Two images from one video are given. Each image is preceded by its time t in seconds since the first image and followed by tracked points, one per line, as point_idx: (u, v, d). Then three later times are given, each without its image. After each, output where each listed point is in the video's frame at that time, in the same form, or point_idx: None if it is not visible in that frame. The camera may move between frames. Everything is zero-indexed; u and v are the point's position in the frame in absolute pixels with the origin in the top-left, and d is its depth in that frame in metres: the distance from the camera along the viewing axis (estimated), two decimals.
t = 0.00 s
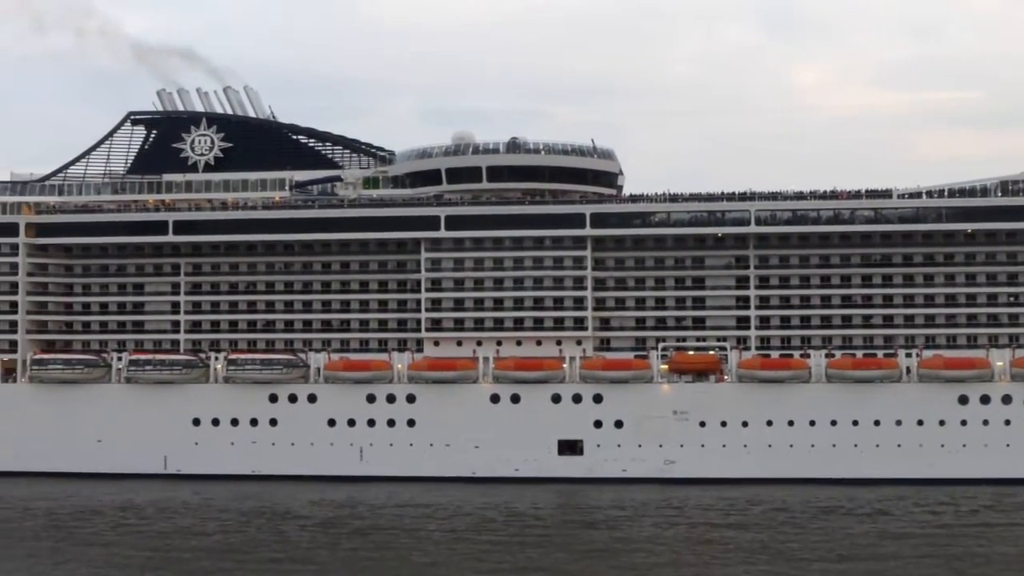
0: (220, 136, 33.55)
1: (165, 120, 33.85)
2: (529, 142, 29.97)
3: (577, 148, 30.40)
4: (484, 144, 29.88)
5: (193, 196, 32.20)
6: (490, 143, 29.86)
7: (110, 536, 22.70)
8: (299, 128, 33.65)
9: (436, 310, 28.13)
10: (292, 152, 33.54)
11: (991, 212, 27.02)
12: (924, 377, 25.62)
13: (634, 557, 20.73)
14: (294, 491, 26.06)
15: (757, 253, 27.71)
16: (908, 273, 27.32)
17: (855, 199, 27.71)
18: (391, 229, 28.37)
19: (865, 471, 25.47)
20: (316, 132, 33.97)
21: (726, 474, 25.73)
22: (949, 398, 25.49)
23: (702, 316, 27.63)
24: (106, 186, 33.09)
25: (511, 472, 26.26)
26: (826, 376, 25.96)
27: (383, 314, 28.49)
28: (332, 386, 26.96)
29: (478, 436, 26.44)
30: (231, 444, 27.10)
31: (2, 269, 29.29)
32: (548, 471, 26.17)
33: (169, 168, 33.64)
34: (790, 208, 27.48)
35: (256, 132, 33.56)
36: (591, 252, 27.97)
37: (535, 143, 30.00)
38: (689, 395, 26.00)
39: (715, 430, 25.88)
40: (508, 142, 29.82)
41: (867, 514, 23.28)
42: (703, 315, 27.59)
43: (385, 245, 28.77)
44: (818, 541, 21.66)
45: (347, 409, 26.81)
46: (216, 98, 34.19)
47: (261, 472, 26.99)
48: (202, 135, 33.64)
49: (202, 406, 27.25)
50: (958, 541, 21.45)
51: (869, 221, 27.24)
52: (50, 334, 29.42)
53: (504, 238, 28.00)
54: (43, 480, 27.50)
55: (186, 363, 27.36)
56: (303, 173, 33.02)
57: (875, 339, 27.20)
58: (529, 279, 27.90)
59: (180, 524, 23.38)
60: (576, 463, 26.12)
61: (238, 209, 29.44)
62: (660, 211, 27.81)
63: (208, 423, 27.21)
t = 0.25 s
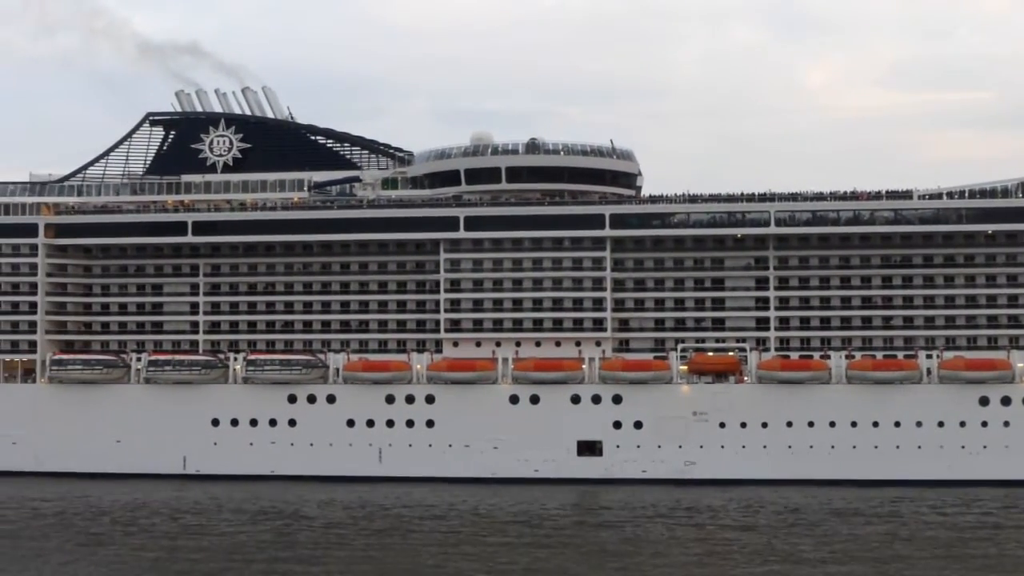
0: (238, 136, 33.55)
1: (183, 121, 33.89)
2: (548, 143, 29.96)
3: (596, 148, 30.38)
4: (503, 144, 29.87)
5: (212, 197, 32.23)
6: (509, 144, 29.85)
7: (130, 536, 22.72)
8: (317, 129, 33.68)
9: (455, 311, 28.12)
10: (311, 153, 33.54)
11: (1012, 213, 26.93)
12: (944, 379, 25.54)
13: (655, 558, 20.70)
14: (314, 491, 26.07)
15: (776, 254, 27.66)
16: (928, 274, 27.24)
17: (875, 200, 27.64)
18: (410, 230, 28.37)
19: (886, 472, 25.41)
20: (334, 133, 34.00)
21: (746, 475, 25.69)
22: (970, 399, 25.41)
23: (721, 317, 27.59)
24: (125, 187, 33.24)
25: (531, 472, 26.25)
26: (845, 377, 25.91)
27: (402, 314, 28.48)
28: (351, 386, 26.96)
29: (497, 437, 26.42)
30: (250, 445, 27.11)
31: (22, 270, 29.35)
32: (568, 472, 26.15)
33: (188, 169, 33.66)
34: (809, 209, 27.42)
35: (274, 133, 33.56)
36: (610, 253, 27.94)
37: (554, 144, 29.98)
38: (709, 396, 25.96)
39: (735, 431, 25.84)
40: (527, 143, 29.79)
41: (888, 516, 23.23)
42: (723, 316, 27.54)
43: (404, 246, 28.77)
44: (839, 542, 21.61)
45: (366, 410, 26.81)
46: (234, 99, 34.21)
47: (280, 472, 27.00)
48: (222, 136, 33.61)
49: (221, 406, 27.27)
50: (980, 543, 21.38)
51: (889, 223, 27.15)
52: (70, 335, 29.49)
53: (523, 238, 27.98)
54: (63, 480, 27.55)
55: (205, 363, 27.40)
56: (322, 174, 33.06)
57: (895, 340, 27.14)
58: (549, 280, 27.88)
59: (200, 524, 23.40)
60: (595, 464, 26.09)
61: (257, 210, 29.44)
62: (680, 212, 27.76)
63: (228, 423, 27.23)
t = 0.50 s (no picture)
0: (254, 138, 33.63)
1: (199, 122, 33.92)
2: (565, 143, 29.94)
3: (613, 148, 30.35)
4: (519, 144, 29.86)
5: (228, 198, 32.25)
6: (526, 144, 29.84)
7: (149, 537, 22.75)
8: (332, 130, 33.69)
9: (472, 311, 28.17)
10: (326, 154, 33.52)
11: None
12: (963, 378, 25.48)
13: (673, 558, 20.68)
14: (332, 492, 26.08)
15: (794, 254, 27.61)
16: (946, 273, 27.17)
17: (893, 199, 27.57)
18: (427, 230, 28.41)
19: (905, 472, 25.35)
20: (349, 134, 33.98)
21: (764, 475, 25.64)
22: (989, 398, 25.34)
23: (739, 316, 27.55)
24: (142, 189, 33.37)
25: (548, 473, 26.25)
26: (863, 376, 25.90)
27: (418, 315, 28.49)
28: (369, 387, 26.98)
29: (515, 437, 26.40)
30: (267, 446, 27.13)
31: (39, 272, 29.39)
32: (586, 472, 26.13)
33: (204, 170, 33.70)
34: (827, 208, 27.37)
35: (290, 134, 33.55)
36: (627, 253, 27.92)
37: (570, 144, 29.96)
38: (727, 396, 25.92)
39: (753, 431, 25.80)
40: (543, 143, 29.78)
41: (907, 515, 23.18)
42: (740, 316, 27.50)
43: (420, 246, 28.78)
44: (858, 542, 21.56)
45: (383, 411, 26.82)
46: (250, 100, 34.22)
47: (298, 473, 27.01)
48: (238, 137, 33.66)
49: (238, 407, 27.28)
50: (1000, 542, 21.33)
51: (907, 221, 27.08)
52: (87, 336, 29.55)
53: (540, 238, 27.97)
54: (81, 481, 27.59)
55: (223, 364, 27.46)
56: (338, 175, 33.06)
57: (914, 340, 27.02)
58: (566, 280, 27.87)
59: (218, 525, 23.42)
60: (613, 464, 26.07)
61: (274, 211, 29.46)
62: (696, 212, 27.73)
63: (245, 424, 27.25)
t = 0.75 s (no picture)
0: (273, 137, 33.61)
1: (218, 122, 33.97)
2: (584, 142, 29.91)
3: (632, 147, 30.30)
4: (538, 143, 29.83)
5: (247, 198, 32.27)
6: (545, 143, 29.80)
7: (169, 536, 22.77)
8: (351, 129, 33.66)
9: (491, 310, 28.08)
10: (345, 154, 33.50)
11: None
12: (984, 377, 25.40)
13: (694, 557, 20.65)
14: (351, 491, 26.09)
15: (813, 252, 27.54)
16: (967, 272, 27.08)
17: (913, 197, 27.49)
18: (446, 230, 28.40)
19: (926, 471, 25.28)
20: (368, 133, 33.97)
21: (784, 474, 25.59)
22: (1010, 397, 25.27)
23: (759, 316, 27.46)
24: (161, 189, 33.40)
25: (568, 472, 26.23)
26: (883, 375, 25.82)
27: (438, 314, 28.49)
28: (388, 386, 26.96)
29: (535, 437, 26.38)
30: (287, 445, 27.14)
31: (59, 272, 29.44)
32: (606, 472, 26.10)
33: (223, 170, 33.73)
34: (846, 206, 27.29)
35: (309, 133, 33.53)
36: (647, 252, 27.88)
37: (589, 142, 29.92)
38: (747, 395, 25.86)
39: (774, 430, 25.74)
40: (562, 142, 29.75)
41: (928, 514, 23.11)
42: (760, 314, 27.42)
43: (439, 245, 28.77)
44: (880, 541, 21.51)
45: (403, 410, 26.81)
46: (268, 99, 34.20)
47: (317, 472, 27.02)
48: (256, 137, 33.65)
49: (258, 407, 27.29)
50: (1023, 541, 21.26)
51: (928, 219, 26.97)
52: (106, 336, 29.59)
53: (559, 237, 27.94)
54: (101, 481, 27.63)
55: (242, 363, 27.46)
56: (356, 174, 33.06)
57: (934, 339, 26.91)
58: (585, 279, 27.84)
59: (238, 524, 23.43)
60: (633, 463, 26.03)
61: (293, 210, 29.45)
62: (716, 210, 27.67)
63: (265, 424, 27.26)
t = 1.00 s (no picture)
0: (290, 137, 33.63)
1: (235, 122, 33.98)
2: (602, 141, 29.88)
3: (650, 146, 30.26)
4: (556, 143, 29.80)
5: (265, 198, 32.29)
6: (563, 142, 29.78)
7: (187, 535, 22.79)
8: (368, 129, 33.65)
9: (509, 310, 28.10)
10: (362, 153, 33.51)
11: None
12: (1005, 376, 25.31)
13: (713, 556, 20.64)
14: (370, 491, 26.09)
15: (832, 251, 27.48)
16: (986, 271, 27.00)
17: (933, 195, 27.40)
18: (464, 229, 28.39)
19: (946, 470, 25.20)
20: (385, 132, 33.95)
21: (804, 474, 25.55)
22: None
23: (778, 315, 27.43)
24: (179, 190, 33.45)
25: (588, 472, 26.21)
26: (903, 374, 25.74)
27: (456, 314, 28.49)
28: (407, 386, 26.95)
29: (553, 436, 26.37)
30: (305, 445, 27.15)
31: (77, 272, 29.49)
32: (624, 471, 26.07)
33: (241, 171, 33.76)
34: (865, 205, 27.20)
35: (326, 133, 33.52)
36: (665, 251, 27.85)
37: (607, 142, 29.88)
38: (766, 394, 25.82)
39: (793, 429, 25.70)
40: (581, 141, 29.72)
41: (947, 514, 23.05)
42: (778, 314, 27.38)
43: (457, 245, 28.77)
44: (899, 540, 21.47)
45: (421, 410, 26.80)
46: (286, 99, 34.20)
47: (336, 472, 27.02)
48: (274, 137, 33.69)
49: (277, 406, 27.31)
50: None
51: (948, 218, 26.87)
52: (125, 336, 29.65)
53: (577, 237, 27.92)
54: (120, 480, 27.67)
55: (260, 363, 27.46)
56: (374, 174, 33.06)
57: (953, 338, 26.87)
58: (603, 278, 27.83)
59: (257, 524, 23.44)
60: (652, 462, 26.00)
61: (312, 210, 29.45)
62: (734, 210, 27.63)
63: (283, 424, 27.28)
